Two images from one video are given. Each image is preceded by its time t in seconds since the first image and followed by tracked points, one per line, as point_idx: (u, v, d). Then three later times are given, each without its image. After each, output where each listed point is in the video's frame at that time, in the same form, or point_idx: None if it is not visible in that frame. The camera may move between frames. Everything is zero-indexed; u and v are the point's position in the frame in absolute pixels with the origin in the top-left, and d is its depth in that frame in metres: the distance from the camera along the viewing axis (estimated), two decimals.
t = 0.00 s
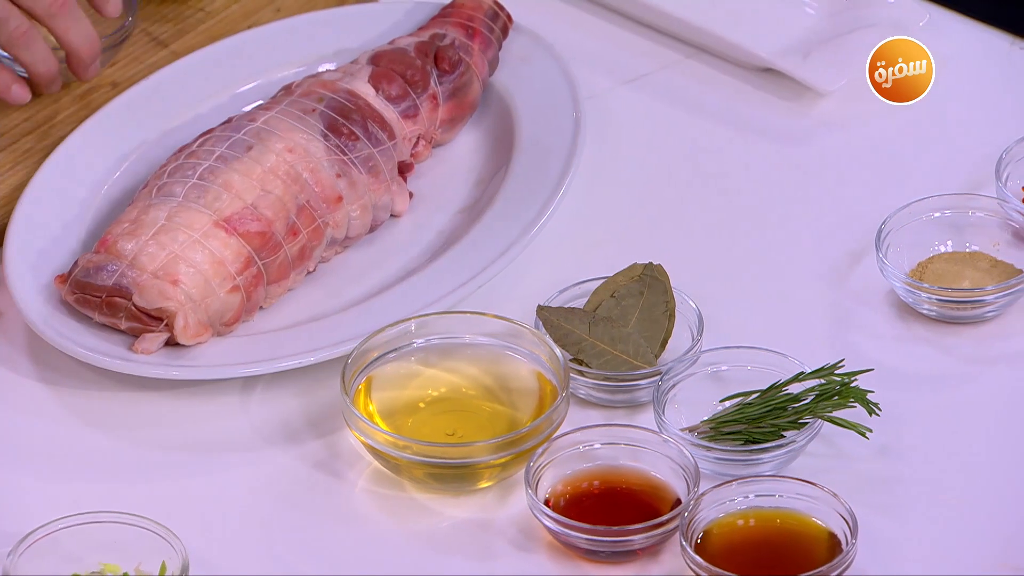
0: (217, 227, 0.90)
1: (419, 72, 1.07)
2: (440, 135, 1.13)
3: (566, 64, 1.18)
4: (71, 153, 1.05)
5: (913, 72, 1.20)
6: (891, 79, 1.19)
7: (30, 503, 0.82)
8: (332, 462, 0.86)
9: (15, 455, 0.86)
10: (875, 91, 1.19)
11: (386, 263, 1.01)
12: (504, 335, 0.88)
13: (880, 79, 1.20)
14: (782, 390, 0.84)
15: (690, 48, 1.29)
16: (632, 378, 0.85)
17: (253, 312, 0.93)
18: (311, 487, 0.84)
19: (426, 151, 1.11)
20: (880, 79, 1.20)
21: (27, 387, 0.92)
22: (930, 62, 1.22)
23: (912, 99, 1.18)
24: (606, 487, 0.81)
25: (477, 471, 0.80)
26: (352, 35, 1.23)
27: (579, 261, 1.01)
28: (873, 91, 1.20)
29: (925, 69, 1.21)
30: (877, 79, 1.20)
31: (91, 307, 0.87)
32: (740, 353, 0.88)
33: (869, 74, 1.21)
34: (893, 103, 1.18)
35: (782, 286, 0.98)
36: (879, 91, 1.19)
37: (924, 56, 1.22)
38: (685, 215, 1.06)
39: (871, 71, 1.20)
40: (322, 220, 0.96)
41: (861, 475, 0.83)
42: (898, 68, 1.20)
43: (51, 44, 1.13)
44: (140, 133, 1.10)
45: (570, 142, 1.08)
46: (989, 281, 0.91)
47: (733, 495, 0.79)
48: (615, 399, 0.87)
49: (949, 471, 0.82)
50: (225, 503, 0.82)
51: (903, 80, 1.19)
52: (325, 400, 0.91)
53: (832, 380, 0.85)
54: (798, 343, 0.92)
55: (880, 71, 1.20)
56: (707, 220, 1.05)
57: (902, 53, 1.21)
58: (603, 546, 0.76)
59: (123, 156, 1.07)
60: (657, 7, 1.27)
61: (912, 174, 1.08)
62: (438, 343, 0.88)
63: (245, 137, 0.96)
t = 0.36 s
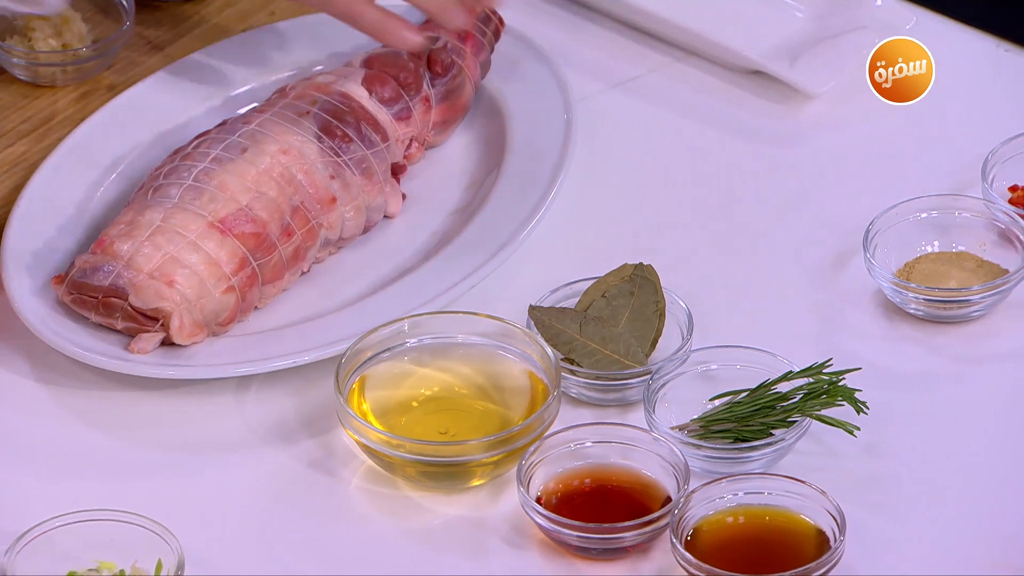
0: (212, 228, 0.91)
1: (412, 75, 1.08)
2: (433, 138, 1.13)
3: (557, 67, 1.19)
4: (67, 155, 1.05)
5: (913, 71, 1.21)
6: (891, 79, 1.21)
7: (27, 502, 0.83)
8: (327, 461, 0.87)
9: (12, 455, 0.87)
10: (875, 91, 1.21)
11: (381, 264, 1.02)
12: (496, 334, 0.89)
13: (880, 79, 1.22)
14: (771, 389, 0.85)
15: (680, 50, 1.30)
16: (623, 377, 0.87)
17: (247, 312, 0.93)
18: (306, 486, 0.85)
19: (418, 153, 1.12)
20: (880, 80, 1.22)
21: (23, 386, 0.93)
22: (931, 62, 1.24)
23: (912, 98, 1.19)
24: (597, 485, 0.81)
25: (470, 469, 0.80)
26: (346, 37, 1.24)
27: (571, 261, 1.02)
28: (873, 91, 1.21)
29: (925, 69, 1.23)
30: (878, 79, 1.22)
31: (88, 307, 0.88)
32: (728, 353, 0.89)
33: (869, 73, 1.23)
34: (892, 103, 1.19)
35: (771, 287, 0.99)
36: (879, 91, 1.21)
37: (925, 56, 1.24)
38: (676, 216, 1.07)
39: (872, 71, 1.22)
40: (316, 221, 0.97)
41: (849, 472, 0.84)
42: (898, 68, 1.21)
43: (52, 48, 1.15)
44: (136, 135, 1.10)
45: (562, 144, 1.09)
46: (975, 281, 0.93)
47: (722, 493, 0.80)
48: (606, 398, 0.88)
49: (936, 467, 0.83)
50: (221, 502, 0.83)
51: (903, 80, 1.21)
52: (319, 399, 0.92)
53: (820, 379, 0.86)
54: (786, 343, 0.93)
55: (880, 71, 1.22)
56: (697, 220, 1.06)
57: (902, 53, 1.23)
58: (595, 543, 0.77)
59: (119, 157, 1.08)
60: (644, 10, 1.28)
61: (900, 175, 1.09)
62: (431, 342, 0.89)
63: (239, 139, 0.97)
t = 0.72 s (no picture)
0: (207, 229, 0.92)
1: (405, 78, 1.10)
2: (426, 139, 1.14)
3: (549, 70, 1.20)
4: (65, 157, 1.06)
5: (913, 71, 1.22)
6: (891, 79, 1.21)
7: (25, 499, 0.84)
8: (321, 460, 0.88)
9: (10, 453, 0.88)
10: (876, 91, 1.20)
11: (374, 264, 1.03)
12: (488, 334, 0.90)
13: (880, 79, 1.21)
14: (760, 388, 0.86)
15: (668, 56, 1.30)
16: (613, 376, 0.88)
17: (242, 312, 0.94)
18: (301, 485, 0.86)
19: (411, 155, 1.12)
20: (881, 80, 1.21)
21: (20, 385, 0.94)
22: (930, 62, 1.24)
23: (913, 97, 1.19)
24: (588, 483, 0.82)
25: (462, 467, 0.81)
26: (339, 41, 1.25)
27: (563, 261, 1.03)
28: (872, 90, 1.20)
29: (925, 69, 1.23)
30: (878, 78, 1.21)
31: (84, 307, 0.89)
32: (717, 352, 0.91)
33: (869, 73, 1.22)
34: (893, 101, 1.19)
35: (760, 288, 1.00)
36: (878, 91, 1.20)
37: (926, 57, 1.24)
38: (667, 217, 1.08)
39: (872, 71, 1.22)
40: (310, 222, 0.98)
41: (836, 470, 0.85)
42: (898, 68, 1.22)
43: (57, 53, 1.17)
44: (133, 137, 1.11)
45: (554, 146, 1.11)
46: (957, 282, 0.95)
47: (712, 491, 0.81)
48: (597, 397, 0.89)
49: (921, 465, 0.84)
50: (218, 500, 0.84)
51: (904, 80, 1.21)
52: (314, 398, 0.93)
53: (809, 378, 0.87)
54: (774, 344, 0.94)
55: (880, 71, 1.22)
56: (688, 222, 1.07)
57: (902, 53, 1.23)
58: (585, 541, 0.78)
59: (116, 159, 1.08)
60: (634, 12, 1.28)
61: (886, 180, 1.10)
62: (424, 342, 0.90)
63: (234, 141, 0.98)
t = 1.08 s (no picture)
0: (206, 231, 0.93)
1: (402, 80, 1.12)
2: (422, 142, 1.15)
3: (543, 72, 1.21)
4: (66, 159, 1.07)
5: (913, 71, 1.23)
6: (891, 79, 1.22)
7: (27, 498, 0.85)
8: (318, 458, 0.89)
9: (11, 452, 0.89)
10: (876, 91, 1.22)
11: (371, 264, 1.04)
12: (484, 333, 0.91)
13: (880, 79, 1.23)
14: (754, 387, 0.87)
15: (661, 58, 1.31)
16: (609, 375, 0.89)
17: (241, 312, 0.95)
18: (299, 484, 0.87)
19: (408, 156, 1.14)
20: (881, 80, 1.23)
21: (21, 384, 0.94)
22: (930, 62, 1.26)
23: (913, 97, 1.21)
24: (583, 481, 0.83)
25: (459, 465, 0.82)
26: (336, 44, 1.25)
27: (558, 262, 1.04)
28: (872, 90, 1.22)
29: (925, 69, 1.25)
30: (878, 78, 1.23)
31: (85, 307, 0.90)
32: (711, 351, 0.92)
33: (869, 74, 1.24)
34: (893, 102, 1.20)
35: (753, 290, 1.01)
36: (878, 91, 1.22)
37: (925, 56, 1.26)
38: (662, 218, 1.09)
39: (872, 71, 1.24)
40: (308, 223, 0.99)
41: (828, 467, 0.86)
42: (898, 68, 1.23)
43: (60, 57, 1.18)
44: (132, 138, 1.12)
45: (548, 148, 1.12)
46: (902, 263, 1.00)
47: (705, 489, 0.82)
48: (592, 396, 0.90)
49: (912, 462, 0.86)
50: (217, 498, 0.85)
51: (904, 80, 1.22)
52: (312, 398, 0.94)
53: (801, 378, 0.88)
54: (767, 344, 0.95)
55: (881, 71, 1.23)
56: (682, 223, 1.09)
57: (902, 54, 1.25)
58: (580, 538, 0.79)
59: (116, 161, 1.09)
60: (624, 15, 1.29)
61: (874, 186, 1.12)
62: (421, 341, 0.91)
63: (233, 143, 0.99)
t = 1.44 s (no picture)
0: (209, 232, 0.94)
1: (402, 84, 1.11)
2: (421, 144, 1.16)
3: (540, 75, 1.22)
4: (69, 161, 1.08)
5: (913, 71, 1.27)
6: (891, 79, 1.26)
7: (32, 497, 0.86)
8: (319, 457, 0.90)
9: (16, 450, 0.90)
10: (876, 91, 1.26)
11: (372, 264, 1.05)
12: (483, 333, 0.92)
13: (880, 79, 1.27)
14: (749, 386, 0.88)
15: (658, 61, 1.32)
16: (606, 374, 0.90)
17: (243, 313, 0.97)
18: (300, 481, 0.88)
19: (408, 159, 1.15)
20: (881, 80, 1.27)
21: (26, 384, 0.95)
22: (930, 62, 1.30)
23: (913, 97, 1.25)
24: (581, 479, 0.84)
25: (458, 463, 0.84)
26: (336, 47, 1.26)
27: (556, 263, 1.05)
28: (873, 90, 1.26)
29: (925, 68, 1.28)
30: (878, 78, 1.27)
31: (89, 308, 0.91)
32: (707, 351, 0.93)
33: (870, 73, 1.28)
34: (893, 102, 1.24)
35: (748, 290, 1.02)
36: (879, 91, 1.26)
37: (925, 56, 1.30)
38: (659, 220, 1.10)
39: (872, 71, 1.28)
40: (309, 224, 1.00)
41: (823, 465, 0.87)
42: (898, 68, 1.27)
43: (64, 61, 1.18)
44: (135, 141, 1.13)
45: (546, 150, 1.13)
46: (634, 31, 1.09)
47: (702, 487, 0.83)
48: (589, 396, 0.92)
49: (905, 460, 0.87)
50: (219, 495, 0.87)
51: (904, 80, 1.26)
52: (313, 396, 0.95)
53: (796, 376, 0.89)
54: (763, 343, 0.96)
55: (881, 71, 1.27)
56: (678, 224, 1.10)
57: (902, 54, 1.29)
58: (579, 535, 0.80)
59: (120, 163, 1.10)
60: (621, 18, 1.30)
61: (869, 189, 1.13)
62: (421, 341, 0.92)
63: (235, 145, 1.00)
